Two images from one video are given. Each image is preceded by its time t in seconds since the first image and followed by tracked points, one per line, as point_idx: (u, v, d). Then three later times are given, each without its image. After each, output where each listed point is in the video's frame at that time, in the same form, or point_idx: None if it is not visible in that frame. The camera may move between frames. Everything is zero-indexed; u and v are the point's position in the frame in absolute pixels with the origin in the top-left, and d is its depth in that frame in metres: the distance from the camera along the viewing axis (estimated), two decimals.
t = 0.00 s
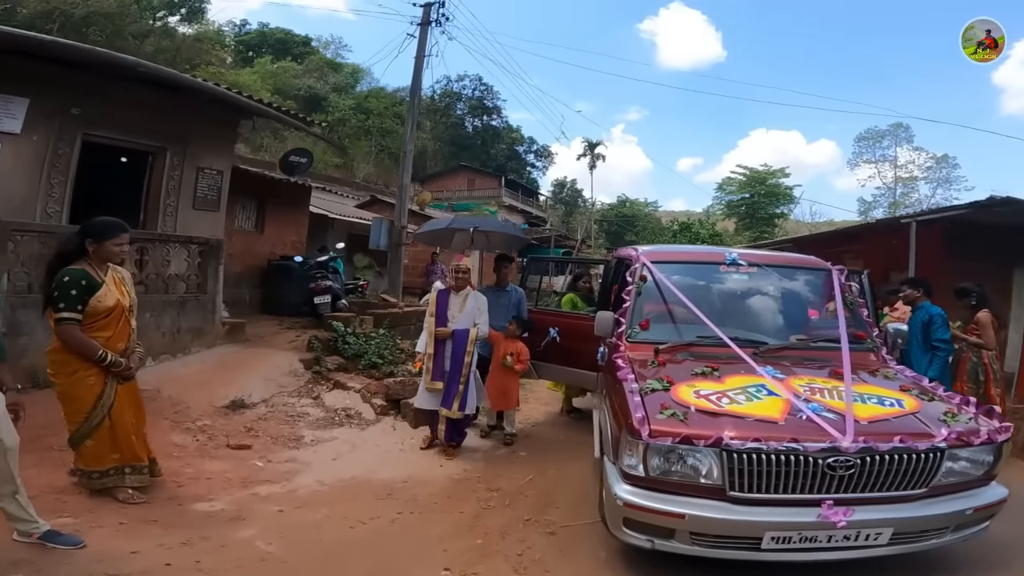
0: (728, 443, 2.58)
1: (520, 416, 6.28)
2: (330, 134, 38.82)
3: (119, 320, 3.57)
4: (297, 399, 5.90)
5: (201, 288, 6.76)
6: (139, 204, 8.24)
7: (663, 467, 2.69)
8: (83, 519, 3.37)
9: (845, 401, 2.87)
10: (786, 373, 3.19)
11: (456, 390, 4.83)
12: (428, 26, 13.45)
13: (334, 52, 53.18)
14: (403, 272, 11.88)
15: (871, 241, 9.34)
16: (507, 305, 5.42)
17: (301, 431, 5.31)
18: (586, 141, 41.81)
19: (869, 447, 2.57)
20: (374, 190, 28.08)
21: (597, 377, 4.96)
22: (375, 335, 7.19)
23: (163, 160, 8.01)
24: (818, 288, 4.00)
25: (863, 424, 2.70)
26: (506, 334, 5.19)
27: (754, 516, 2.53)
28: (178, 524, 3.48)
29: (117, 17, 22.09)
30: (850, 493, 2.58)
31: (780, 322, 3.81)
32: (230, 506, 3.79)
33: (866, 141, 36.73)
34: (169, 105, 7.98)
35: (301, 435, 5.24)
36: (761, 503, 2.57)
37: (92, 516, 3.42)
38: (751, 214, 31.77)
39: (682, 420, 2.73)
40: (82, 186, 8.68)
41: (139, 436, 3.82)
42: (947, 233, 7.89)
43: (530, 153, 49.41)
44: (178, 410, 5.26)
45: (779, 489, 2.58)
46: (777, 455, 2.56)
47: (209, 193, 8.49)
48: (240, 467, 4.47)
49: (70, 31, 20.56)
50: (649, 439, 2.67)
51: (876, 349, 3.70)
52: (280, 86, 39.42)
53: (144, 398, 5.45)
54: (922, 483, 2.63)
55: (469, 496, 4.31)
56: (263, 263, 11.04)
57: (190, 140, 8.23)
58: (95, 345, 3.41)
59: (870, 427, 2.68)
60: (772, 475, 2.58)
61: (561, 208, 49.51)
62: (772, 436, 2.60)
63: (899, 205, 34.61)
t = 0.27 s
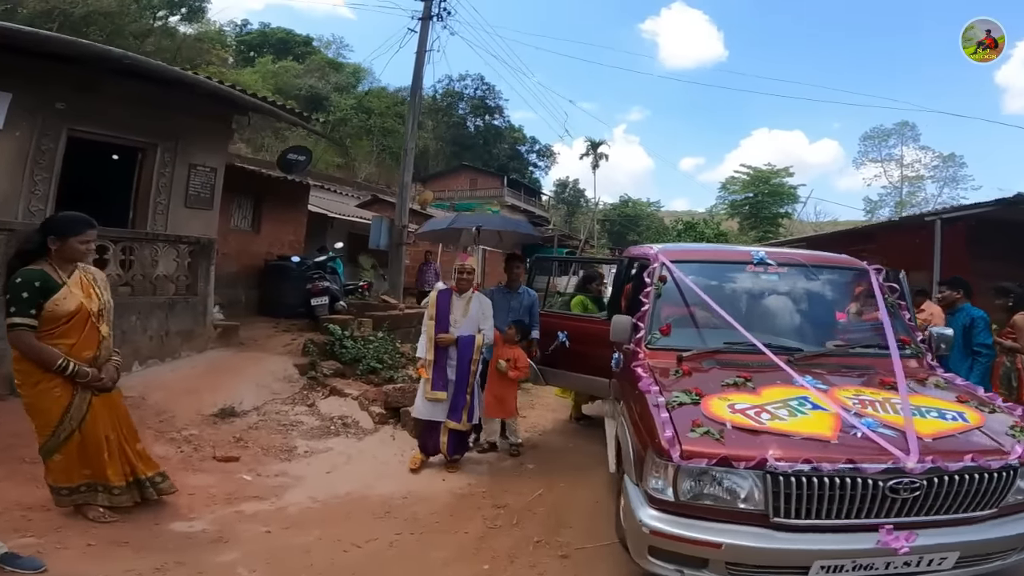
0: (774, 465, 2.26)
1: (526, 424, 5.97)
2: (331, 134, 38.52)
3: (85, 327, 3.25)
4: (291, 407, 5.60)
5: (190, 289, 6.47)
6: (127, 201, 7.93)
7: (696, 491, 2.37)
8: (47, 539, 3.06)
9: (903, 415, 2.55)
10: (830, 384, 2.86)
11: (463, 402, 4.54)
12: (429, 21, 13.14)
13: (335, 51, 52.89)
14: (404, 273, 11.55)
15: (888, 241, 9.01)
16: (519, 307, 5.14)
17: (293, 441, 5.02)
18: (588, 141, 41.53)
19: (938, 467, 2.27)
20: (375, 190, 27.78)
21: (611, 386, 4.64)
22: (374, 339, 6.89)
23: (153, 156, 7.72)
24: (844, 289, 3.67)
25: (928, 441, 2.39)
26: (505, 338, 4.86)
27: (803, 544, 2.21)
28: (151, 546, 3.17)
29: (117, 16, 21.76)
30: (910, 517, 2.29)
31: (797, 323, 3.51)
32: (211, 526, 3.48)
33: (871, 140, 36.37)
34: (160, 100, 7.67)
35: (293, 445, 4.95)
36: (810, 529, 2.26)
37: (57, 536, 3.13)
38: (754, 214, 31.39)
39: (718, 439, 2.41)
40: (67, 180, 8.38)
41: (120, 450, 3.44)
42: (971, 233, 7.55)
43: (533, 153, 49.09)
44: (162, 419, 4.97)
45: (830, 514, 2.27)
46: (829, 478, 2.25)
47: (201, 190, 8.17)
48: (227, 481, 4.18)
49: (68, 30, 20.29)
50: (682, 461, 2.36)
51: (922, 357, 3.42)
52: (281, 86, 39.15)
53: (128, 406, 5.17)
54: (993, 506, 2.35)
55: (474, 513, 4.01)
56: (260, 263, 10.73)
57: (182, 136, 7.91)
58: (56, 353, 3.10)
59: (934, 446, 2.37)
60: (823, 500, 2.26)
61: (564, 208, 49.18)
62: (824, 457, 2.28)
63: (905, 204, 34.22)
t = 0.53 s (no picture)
0: (826, 484, 1.96)
1: (531, 430, 5.69)
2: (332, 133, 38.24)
3: (42, 326, 2.95)
4: (282, 412, 5.33)
5: (180, 289, 6.18)
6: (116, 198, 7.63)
7: (730, 513, 2.08)
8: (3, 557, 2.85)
9: (966, 425, 2.27)
10: (874, 390, 2.61)
11: (463, 410, 4.22)
12: (430, 15, 12.85)
13: (336, 51, 52.64)
14: (404, 272, 11.26)
15: (906, 237, 8.70)
16: (518, 305, 4.84)
17: (284, 449, 4.76)
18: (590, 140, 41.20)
19: (1013, 483, 2.01)
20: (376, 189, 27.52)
21: (623, 390, 4.34)
22: (372, 340, 6.61)
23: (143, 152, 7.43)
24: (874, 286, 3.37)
25: (999, 455, 2.10)
26: (499, 340, 4.47)
27: (855, 572, 1.91)
28: (117, 565, 2.92)
29: (116, 15, 21.46)
30: (973, 538, 2.01)
31: (823, 322, 3.22)
32: (187, 543, 3.21)
33: (877, 138, 35.99)
34: (149, 93, 7.38)
35: (283, 453, 4.69)
36: (861, 554, 1.96)
37: (16, 553, 2.91)
38: (758, 213, 31.05)
39: (756, 454, 2.11)
40: (54, 175, 8.10)
41: (82, 466, 3.10)
42: (994, 229, 7.23)
43: (535, 152, 48.78)
44: (144, 425, 4.75)
45: (887, 537, 1.98)
46: (887, 498, 1.97)
47: (193, 187, 7.89)
48: (209, 493, 3.92)
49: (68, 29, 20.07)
50: (716, 481, 2.05)
51: (968, 360, 3.12)
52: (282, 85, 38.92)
53: (109, 412, 4.91)
54: None
55: (475, 527, 3.72)
56: (256, 262, 10.45)
57: (173, 131, 7.62)
58: (3, 354, 2.84)
59: (1006, 460, 2.08)
60: (879, 522, 1.97)
61: (566, 208, 48.88)
62: (881, 473, 1.99)
63: (911, 203, 33.83)
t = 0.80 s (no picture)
0: (897, 514, 1.69)
1: (536, 437, 5.38)
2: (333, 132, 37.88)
3: None
4: (272, 420, 5.03)
5: (166, 290, 5.87)
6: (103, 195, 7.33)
7: (773, 544, 1.79)
8: None
9: None
10: (930, 399, 2.36)
11: (464, 419, 3.92)
12: (429, 8, 12.50)
13: (338, 49, 52.29)
14: (405, 272, 10.94)
15: (926, 235, 8.33)
16: (508, 302, 4.53)
17: (272, 459, 4.46)
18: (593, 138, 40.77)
19: None
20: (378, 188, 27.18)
21: (636, 394, 4.03)
22: (368, 343, 6.30)
23: (129, 147, 7.13)
24: (912, 284, 3.06)
25: None
26: (500, 341, 4.10)
27: None
28: None
29: (116, 14, 21.10)
30: None
31: (855, 323, 2.93)
32: (155, 568, 2.93)
33: (883, 135, 35.48)
34: (136, 87, 7.06)
35: (271, 464, 4.39)
36: None
37: None
38: (763, 211, 30.59)
39: (809, 479, 1.81)
40: (41, 172, 7.82)
41: (28, 484, 2.85)
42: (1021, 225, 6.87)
43: (538, 150, 48.37)
44: (122, 434, 4.49)
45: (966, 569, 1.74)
46: (969, 526, 1.73)
47: (182, 184, 7.59)
48: (185, 509, 3.63)
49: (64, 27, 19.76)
50: (761, 512, 1.76)
51: None
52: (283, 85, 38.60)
53: (87, 420, 4.62)
54: None
55: (476, 547, 3.40)
56: (252, 261, 10.15)
57: (161, 126, 7.31)
58: None
59: None
60: (955, 552, 1.72)
61: (569, 207, 48.48)
62: (961, 498, 1.75)
63: (919, 200, 33.32)
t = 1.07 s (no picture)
0: (990, 549, 1.46)
1: (542, 446, 5.10)
2: (332, 131, 37.55)
3: None
4: (262, 430, 4.74)
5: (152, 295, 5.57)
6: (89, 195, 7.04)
7: None
8: None
9: None
10: (999, 415, 2.12)
11: (466, 434, 3.62)
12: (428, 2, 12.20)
13: (338, 49, 52.05)
14: (405, 272, 10.62)
15: (945, 233, 8.01)
16: (503, 306, 4.22)
17: (261, 474, 4.17)
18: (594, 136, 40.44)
19: None
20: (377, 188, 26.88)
21: (651, 404, 3.75)
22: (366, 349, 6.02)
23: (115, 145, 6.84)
24: (956, 287, 2.78)
25: None
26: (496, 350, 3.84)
27: None
28: None
29: (113, 14, 20.82)
30: None
31: (894, 330, 2.65)
32: None
33: (887, 131, 35.12)
34: (122, 82, 6.78)
35: (260, 479, 4.10)
36: None
37: None
38: (765, 209, 30.27)
39: (881, 515, 1.56)
40: (26, 170, 7.56)
41: None
42: None
43: (539, 149, 48.03)
44: (101, 446, 4.21)
45: None
46: None
47: (171, 183, 7.30)
48: (163, 530, 3.34)
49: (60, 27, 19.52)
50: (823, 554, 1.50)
51: None
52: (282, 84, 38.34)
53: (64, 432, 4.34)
54: None
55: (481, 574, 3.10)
56: (246, 262, 9.87)
57: (148, 123, 7.02)
58: None
59: None
60: None
61: (570, 205, 48.15)
62: None
63: (924, 196, 32.96)
